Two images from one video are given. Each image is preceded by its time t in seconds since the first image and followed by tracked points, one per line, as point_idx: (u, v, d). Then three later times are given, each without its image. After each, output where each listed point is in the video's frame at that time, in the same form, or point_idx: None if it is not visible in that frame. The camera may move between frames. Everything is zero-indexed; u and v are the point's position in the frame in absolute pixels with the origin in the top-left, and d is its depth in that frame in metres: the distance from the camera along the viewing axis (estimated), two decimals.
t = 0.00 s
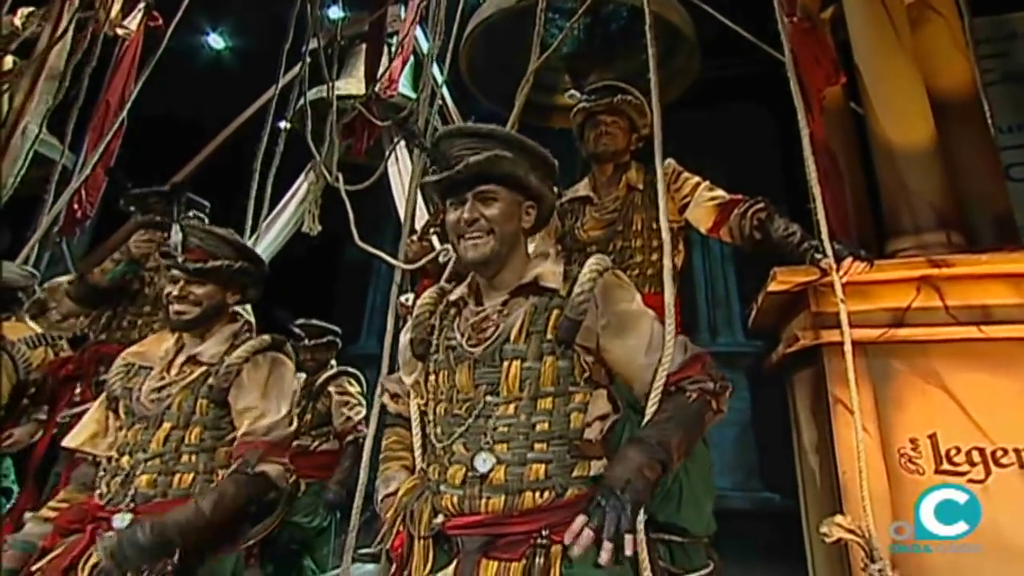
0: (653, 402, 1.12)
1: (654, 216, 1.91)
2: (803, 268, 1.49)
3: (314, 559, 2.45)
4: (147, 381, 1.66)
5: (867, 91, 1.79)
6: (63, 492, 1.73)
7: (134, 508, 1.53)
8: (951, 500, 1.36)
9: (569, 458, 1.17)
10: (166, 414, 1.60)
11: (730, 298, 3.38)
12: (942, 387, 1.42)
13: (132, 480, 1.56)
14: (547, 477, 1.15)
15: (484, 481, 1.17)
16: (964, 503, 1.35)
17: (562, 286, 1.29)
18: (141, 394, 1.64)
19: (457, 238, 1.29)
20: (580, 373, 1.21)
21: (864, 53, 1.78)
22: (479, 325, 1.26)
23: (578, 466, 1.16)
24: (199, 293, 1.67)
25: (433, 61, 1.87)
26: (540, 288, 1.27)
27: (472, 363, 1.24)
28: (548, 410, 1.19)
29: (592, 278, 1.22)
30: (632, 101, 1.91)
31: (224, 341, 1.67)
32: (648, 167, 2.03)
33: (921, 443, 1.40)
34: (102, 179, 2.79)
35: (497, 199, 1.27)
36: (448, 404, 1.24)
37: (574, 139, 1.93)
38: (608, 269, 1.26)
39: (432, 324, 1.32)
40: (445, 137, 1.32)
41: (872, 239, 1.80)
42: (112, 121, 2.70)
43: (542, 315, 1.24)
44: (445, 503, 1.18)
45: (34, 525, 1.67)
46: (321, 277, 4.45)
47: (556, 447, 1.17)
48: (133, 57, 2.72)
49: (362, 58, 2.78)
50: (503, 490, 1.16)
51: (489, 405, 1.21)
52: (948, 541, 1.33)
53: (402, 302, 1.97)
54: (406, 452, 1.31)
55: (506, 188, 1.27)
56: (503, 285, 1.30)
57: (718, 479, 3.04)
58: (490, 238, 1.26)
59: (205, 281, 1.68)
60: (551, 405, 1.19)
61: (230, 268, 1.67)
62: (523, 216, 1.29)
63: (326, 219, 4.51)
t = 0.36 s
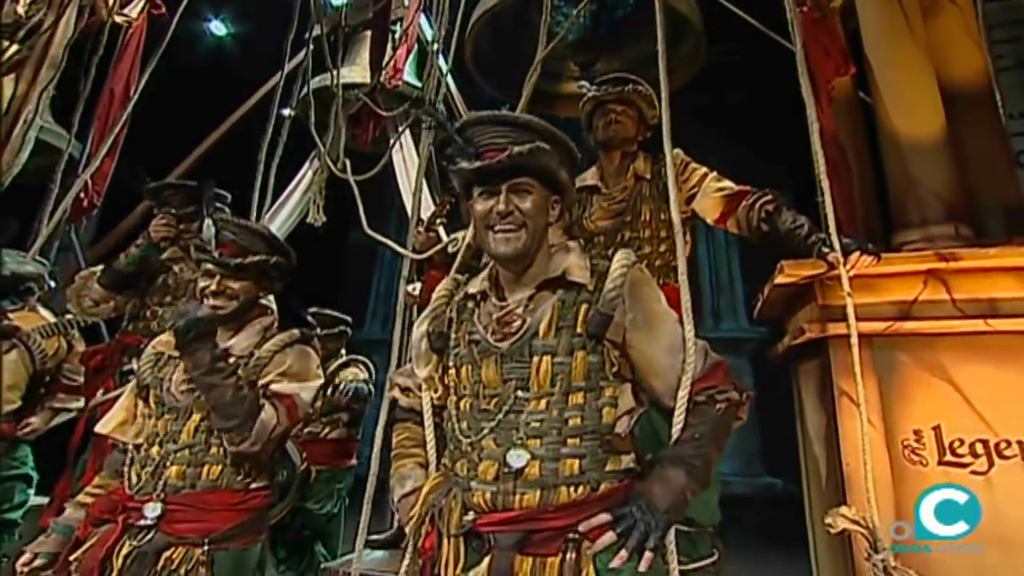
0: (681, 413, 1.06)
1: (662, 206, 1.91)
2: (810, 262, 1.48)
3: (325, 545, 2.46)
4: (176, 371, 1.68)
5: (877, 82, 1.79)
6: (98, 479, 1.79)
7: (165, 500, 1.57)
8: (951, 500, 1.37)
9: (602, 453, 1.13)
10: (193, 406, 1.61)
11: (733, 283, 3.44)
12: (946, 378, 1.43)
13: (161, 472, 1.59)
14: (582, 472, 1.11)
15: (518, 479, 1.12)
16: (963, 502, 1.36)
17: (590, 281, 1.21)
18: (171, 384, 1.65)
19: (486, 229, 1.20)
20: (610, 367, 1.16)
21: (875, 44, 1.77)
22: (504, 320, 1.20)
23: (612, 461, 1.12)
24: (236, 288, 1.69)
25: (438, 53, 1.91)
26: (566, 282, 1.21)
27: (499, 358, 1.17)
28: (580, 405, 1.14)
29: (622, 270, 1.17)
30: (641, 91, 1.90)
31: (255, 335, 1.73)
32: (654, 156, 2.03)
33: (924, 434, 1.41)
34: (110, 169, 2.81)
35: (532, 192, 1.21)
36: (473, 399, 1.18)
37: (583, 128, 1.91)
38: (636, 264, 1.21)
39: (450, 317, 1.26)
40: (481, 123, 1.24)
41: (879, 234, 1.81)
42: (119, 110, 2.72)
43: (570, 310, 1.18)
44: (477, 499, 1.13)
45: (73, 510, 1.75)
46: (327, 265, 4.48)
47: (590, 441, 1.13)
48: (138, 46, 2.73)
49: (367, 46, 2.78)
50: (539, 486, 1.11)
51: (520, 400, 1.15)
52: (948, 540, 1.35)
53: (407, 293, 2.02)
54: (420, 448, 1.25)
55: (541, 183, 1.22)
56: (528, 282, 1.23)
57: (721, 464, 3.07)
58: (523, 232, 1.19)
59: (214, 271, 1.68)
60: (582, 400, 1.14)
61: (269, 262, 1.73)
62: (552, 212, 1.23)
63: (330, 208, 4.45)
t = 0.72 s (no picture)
0: (726, 405, 1.09)
1: (668, 197, 1.91)
2: (816, 255, 1.50)
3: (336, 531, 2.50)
4: (188, 364, 1.70)
5: (888, 72, 1.78)
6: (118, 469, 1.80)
7: (185, 490, 1.59)
8: (951, 500, 1.38)
9: (653, 445, 1.13)
10: (209, 397, 1.64)
11: (737, 271, 3.73)
12: (951, 370, 1.43)
13: (179, 463, 1.62)
14: (635, 465, 1.11)
15: (570, 474, 1.12)
16: (963, 504, 1.37)
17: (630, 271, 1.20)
18: (183, 376, 1.68)
19: (528, 209, 1.19)
20: (655, 358, 1.15)
21: (885, 33, 1.76)
22: (542, 315, 1.18)
23: (662, 453, 1.13)
24: (251, 277, 1.70)
25: (445, 40, 1.83)
26: (609, 274, 1.19)
27: (540, 353, 1.16)
28: (628, 398, 1.13)
29: (666, 259, 1.15)
30: (648, 80, 1.89)
31: (266, 327, 1.75)
32: (661, 146, 2.03)
33: (929, 426, 1.43)
34: (117, 158, 2.82)
35: (576, 177, 1.19)
36: (514, 394, 1.17)
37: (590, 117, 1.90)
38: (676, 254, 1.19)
39: (483, 310, 1.25)
40: (528, 107, 1.23)
41: (885, 225, 1.81)
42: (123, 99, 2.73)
43: (613, 302, 1.17)
44: (528, 496, 1.13)
45: (96, 499, 1.79)
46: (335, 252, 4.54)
47: (641, 434, 1.13)
48: (139, 35, 2.73)
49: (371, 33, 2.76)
50: (593, 480, 1.11)
51: (565, 394, 1.14)
52: (948, 540, 1.37)
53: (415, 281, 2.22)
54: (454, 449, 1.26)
55: (586, 171, 1.20)
56: (569, 271, 1.21)
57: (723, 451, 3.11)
58: (564, 215, 1.18)
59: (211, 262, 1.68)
60: (630, 392, 1.14)
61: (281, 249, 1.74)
62: (593, 202, 1.23)
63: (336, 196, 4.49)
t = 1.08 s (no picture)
0: (717, 402, 1.07)
1: (674, 187, 1.91)
2: (824, 247, 1.50)
3: (343, 517, 2.55)
4: (195, 355, 1.72)
5: (897, 62, 1.77)
6: (127, 459, 1.83)
7: (197, 479, 1.62)
8: (951, 500, 1.39)
9: (646, 442, 1.15)
10: (218, 387, 1.66)
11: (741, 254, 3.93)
12: (956, 363, 1.44)
13: (191, 453, 1.65)
14: (627, 462, 1.13)
15: (567, 469, 1.13)
16: (964, 501, 1.39)
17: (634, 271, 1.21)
18: (190, 367, 1.70)
19: (541, 198, 1.19)
20: (652, 357, 1.17)
21: (896, 22, 1.74)
22: (545, 309, 1.19)
23: (655, 450, 1.15)
24: (259, 268, 1.71)
25: (451, 32, 1.78)
26: (612, 271, 1.20)
27: (540, 346, 1.17)
28: (625, 395, 1.15)
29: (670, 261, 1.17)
30: (655, 72, 1.89)
31: (274, 317, 1.75)
32: (667, 137, 2.02)
33: (932, 417, 1.44)
34: (125, 148, 2.84)
35: (590, 173, 1.20)
36: (514, 388, 1.18)
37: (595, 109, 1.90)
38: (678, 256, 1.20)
39: (485, 300, 1.25)
40: (549, 103, 1.25)
41: (891, 217, 1.81)
42: (129, 89, 2.75)
43: (614, 299, 1.18)
44: (525, 490, 1.15)
45: (107, 489, 1.81)
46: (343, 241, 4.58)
47: (634, 431, 1.14)
48: (144, 24, 2.73)
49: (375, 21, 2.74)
50: (588, 476, 1.13)
51: (563, 389, 1.15)
52: (948, 540, 1.38)
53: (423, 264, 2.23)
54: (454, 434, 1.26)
55: (600, 169, 1.22)
56: (573, 265, 1.22)
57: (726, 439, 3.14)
58: (579, 207, 1.18)
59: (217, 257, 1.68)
60: (627, 389, 1.15)
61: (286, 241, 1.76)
62: (604, 201, 1.23)
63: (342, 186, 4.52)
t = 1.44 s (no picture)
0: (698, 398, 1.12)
1: (680, 177, 1.90)
2: (829, 241, 1.50)
3: (352, 504, 2.60)
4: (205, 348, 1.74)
5: (908, 53, 1.76)
6: (143, 449, 1.85)
7: (212, 470, 1.65)
8: (951, 500, 1.41)
9: (632, 438, 1.16)
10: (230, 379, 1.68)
11: (745, 238, 4.08)
12: (961, 356, 1.45)
13: (205, 443, 1.67)
14: (612, 458, 1.14)
15: (554, 465, 1.14)
16: (964, 504, 1.40)
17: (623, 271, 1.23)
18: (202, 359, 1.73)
19: (529, 198, 1.20)
20: (638, 357, 1.18)
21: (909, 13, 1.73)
22: (538, 307, 1.20)
23: (639, 446, 1.16)
24: (250, 259, 1.72)
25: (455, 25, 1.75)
26: (601, 271, 1.21)
27: (531, 344, 1.18)
28: (611, 393, 1.16)
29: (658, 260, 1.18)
30: (663, 62, 1.89)
31: (281, 310, 1.76)
32: (673, 127, 2.01)
33: (934, 408, 1.45)
34: (131, 137, 2.84)
35: (577, 173, 1.21)
36: (505, 383, 1.19)
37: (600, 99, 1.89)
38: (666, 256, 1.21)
39: (479, 295, 1.26)
40: (534, 106, 1.25)
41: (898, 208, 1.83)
42: (133, 77, 2.74)
43: (604, 299, 1.19)
44: (514, 482, 1.16)
45: (125, 479, 1.80)
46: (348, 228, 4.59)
47: (619, 429, 1.15)
48: (146, 11, 2.72)
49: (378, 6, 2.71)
50: (575, 471, 1.14)
51: (553, 386, 1.16)
52: (948, 541, 1.40)
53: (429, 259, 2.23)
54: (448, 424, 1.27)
55: (589, 168, 1.22)
56: (564, 263, 1.23)
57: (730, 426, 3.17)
58: (565, 207, 1.19)
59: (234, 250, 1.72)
60: (613, 387, 1.16)
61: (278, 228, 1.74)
62: (593, 199, 1.24)
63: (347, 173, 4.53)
